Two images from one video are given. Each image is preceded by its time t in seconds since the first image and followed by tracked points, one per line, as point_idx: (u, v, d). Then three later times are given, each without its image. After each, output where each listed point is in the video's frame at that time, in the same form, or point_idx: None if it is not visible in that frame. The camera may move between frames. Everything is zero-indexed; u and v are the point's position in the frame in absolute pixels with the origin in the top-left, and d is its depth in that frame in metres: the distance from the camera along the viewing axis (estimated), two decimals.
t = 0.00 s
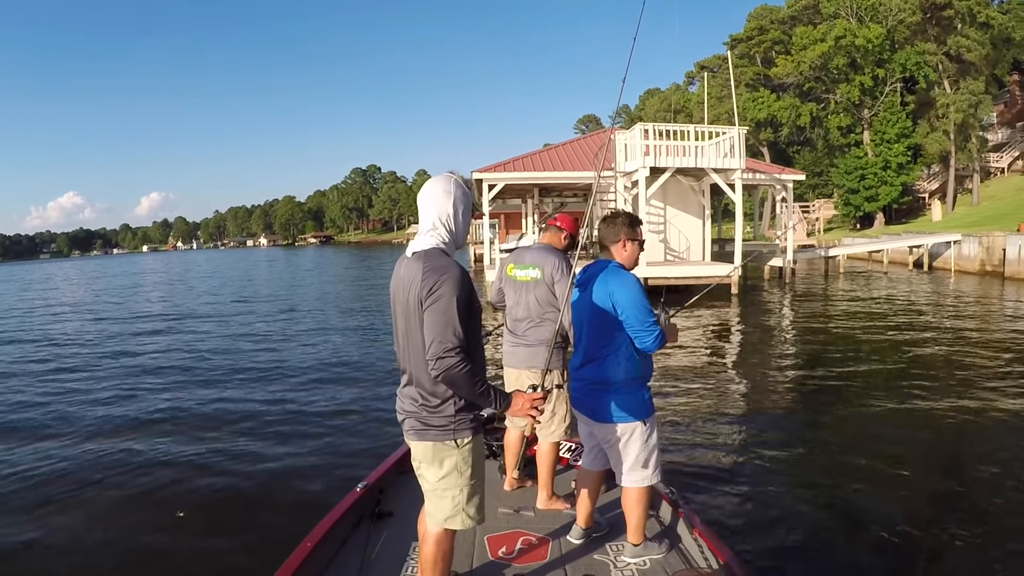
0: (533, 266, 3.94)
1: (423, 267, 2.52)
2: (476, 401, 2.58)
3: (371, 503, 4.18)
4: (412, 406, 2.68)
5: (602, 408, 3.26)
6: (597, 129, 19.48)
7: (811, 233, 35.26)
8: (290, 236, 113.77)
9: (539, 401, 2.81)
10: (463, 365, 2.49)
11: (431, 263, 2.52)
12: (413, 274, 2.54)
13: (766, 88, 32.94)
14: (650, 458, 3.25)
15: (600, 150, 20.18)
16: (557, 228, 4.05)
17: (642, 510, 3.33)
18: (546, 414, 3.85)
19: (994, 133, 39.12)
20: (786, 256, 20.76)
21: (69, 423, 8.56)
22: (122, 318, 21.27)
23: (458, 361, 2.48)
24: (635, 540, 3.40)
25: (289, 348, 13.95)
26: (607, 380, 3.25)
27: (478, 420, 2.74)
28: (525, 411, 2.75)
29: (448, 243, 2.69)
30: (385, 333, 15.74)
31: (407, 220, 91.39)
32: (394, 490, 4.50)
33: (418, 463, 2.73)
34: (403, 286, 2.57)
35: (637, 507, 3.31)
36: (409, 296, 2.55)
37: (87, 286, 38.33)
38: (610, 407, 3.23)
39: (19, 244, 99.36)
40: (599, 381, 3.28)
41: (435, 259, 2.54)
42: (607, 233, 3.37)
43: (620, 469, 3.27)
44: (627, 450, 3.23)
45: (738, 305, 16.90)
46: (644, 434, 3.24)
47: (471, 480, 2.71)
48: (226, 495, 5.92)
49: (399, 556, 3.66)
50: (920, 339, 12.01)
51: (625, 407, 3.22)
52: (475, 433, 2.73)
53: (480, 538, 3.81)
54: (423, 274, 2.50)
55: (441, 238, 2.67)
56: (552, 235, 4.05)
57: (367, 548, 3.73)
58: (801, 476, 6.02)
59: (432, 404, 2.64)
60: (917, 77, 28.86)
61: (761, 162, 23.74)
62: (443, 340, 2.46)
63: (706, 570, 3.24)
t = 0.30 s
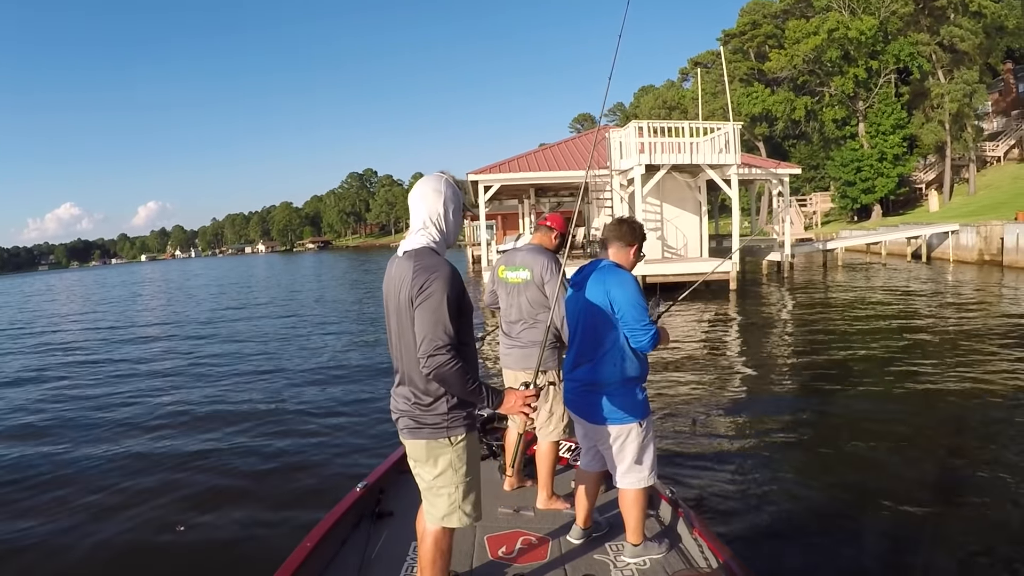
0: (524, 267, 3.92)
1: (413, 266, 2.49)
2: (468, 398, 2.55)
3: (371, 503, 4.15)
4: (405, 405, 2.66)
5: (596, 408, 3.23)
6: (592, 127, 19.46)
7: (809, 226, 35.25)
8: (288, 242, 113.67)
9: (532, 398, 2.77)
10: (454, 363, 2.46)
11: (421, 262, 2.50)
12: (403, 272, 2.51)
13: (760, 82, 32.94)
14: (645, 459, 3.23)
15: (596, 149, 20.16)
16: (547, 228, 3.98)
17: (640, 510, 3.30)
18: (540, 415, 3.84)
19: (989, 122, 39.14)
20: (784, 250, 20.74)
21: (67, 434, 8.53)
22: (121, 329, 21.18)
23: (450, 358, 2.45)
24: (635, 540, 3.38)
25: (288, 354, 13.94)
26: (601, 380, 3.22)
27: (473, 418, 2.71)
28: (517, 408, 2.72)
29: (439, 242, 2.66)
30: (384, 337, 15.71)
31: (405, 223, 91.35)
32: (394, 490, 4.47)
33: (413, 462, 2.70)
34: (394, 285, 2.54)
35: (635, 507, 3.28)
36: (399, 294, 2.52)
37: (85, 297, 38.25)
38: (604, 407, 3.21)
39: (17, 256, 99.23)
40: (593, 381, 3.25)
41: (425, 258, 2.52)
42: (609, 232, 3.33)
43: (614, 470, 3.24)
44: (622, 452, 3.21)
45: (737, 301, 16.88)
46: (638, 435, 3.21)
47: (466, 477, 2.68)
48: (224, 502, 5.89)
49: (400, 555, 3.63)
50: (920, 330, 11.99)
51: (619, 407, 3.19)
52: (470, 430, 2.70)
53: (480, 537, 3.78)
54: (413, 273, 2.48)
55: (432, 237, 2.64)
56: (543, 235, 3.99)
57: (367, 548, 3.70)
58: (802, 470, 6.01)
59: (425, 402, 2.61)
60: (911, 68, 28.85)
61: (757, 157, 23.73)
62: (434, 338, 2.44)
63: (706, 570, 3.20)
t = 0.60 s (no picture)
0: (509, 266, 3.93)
1: (412, 264, 2.46)
2: (466, 397, 2.51)
3: (371, 503, 4.10)
4: (403, 403, 2.62)
5: (601, 407, 3.19)
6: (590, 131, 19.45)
7: (806, 231, 35.27)
8: (286, 245, 113.52)
9: (529, 398, 2.73)
10: (451, 361, 2.41)
11: (420, 261, 2.46)
12: (402, 271, 2.47)
13: (758, 87, 33.01)
14: (648, 460, 3.20)
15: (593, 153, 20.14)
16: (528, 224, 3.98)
17: (641, 510, 3.26)
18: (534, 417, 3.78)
19: (987, 127, 39.21)
20: (782, 255, 20.71)
21: (60, 436, 8.46)
22: (118, 331, 21.07)
23: (447, 357, 2.41)
24: (635, 540, 3.33)
25: (285, 357, 13.88)
26: (606, 380, 3.19)
27: (470, 416, 2.66)
28: (515, 408, 2.67)
29: (438, 242, 2.62)
30: (380, 340, 15.66)
31: (403, 227, 91.28)
32: (394, 490, 4.42)
33: (411, 461, 2.66)
34: (392, 284, 2.50)
35: (637, 507, 3.24)
36: (398, 293, 2.49)
37: (83, 300, 38.13)
38: (609, 406, 3.17)
39: (14, 258, 98.93)
40: (598, 381, 3.22)
41: (424, 257, 2.48)
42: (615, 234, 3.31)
43: (616, 471, 3.20)
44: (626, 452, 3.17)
45: (735, 305, 16.85)
46: (643, 436, 3.19)
47: (464, 476, 2.63)
48: (217, 506, 5.83)
49: (400, 555, 3.57)
50: (918, 334, 11.97)
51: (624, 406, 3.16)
52: (467, 428, 2.65)
53: (480, 537, 3.73)
54: (412, 271, 2.44)
55: (431, 237, 2.60)
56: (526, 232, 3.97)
57: (367, 547, 3.65)
58: (800, 475, 5.97)
59: (422, 400, 2.57)
60: (909, 73, 28.90)
61: (754, 161, 23.75)
62: (432, 336, 2.39)
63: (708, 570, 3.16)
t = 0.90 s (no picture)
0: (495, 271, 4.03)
1: (420, 264, 2.42)
2: (467, 398, 2.47)
3: (371, 503, 4.05)
4: (403, 402, 2.57)
5: (609, 405, 3.21)
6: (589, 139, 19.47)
7: (802, 245, 35.38)
8: (281, 244, 113.21)
9: (532, 402, 2.67)
10: (455, 362, 2.38)
11: (427, 260, 2.43)
12: (408, 270, 2.44)
13: (757, 100, 33.15)
14: (654, 460, 3.21)
15: (592, 160, 20.14)
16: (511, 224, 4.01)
17: (643, 510, 3.26)
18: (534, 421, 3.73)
19: (984, 146, 39.48)
20: (777, 267, 20.76)
21: (49, 429, 8.37)
22: (111, 325, 20.91)
23: (451, 357, 2.37)
24: (635, 540, 3.31)
25: (277, 356, 13.79)
26: (615, 379, 3.20)
27: (470, 417, 2.63)
28: (516, 412, 2.61)
29: (446, 244, 2.59)
30: (374, 341, 15.61)
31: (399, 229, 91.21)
32: (394, 491, 4.37)
33: (409, 461, 2.62)
34: (399, 282, 2.47)
35: (638, 507, 3.25)
36: (404, 292, 2.45)
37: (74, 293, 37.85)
38: (618, 406, 3.18)
39: (6, 249, 98.30)
40: (607, 380, 3.22)
41: (432, 256, 2.45)
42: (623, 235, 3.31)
43: (623, 470, 3.21)
44: (631, 452, 3.19)
45: (730, 316, 16.87)
46: (650, 436, 3.21)
47: (464, 476, 2.59)
48: (208, 503, 5.77)
49: (399, 556, 3.53)
50: (912, 350, 12.01)
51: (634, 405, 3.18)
52: (467, 428, 2.61)
53: (480, 537, 3.67)
54: (419, 270, 2.41)
55: (439, 238, 2.57)
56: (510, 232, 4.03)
57: (367, 548, 3.61)
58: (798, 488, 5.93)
59: (423, 399, 2.53)
60: (908, 90, 29.06)
61: (752, 174, 23.84)
62: (437, 336, 2.36)
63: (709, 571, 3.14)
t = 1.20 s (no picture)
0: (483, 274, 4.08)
1: (422, 266, 2.41)
2: (466, 404, 2.46)
3: (371, 504, 4.03)
4: (403, 404, 2.56)
5: (610, 408, 3.21)
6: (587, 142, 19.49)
7: (796, 254, 35.53)
8: (275, 238, 112.86)
9: (528, 412, 2.66)
10: (453, 367, 2.36)
11: (430, 262, 2.41)
12: (410, 272, 2.43)
13: (756, 108, 33.29)
14: (656, 462, 3.21)
15: (590, 164, 20.15)
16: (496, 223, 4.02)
17: (643, 511, 3.26)
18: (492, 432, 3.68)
19: (980, 162, 39.73)
20: (772, 276, 20.84)
21: (41, 418, 8.31)
22: (103, 314, 20.76)
23: (450, 362, 2.36)
24: (635, 542, 3.32)
25: (270, 350, 13.75)
26: (619, 380, 3.20)
27: (471, 420, 2.61)
28: (512, 421, 2.61)
29: (449, 247, 2.57)
30: (368, 338, 15.58)
31: (394, 226, 91.08)
32: (394, 491, 4.35)
33: (410, 464, 2.61)
34: (401, 283, 2.46)
35: (639, 508, 3.24)
36: (405, 294, 2.44)
37: (65, 281, 37.60)
38: (621, 408, 3.19)
39: None
40: (611, 381, 3.23)
41: (434, 258, 2.43)
42: (630, 236, 3.30)
43: (625, 472, 3.22)
44: (633, 454, 3.20)
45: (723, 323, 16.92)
46: (653, 438, 3.21)
47: (465, 478, 2.59)
48: (202, 497, 5.75)
49: (399, 556, 3.52)
50: (904, 362, 12.09)
51: (637, 408, 3.18)
52: (467, 432, 2.60)
53: (479, 537, 3.66)
54: (421, 272, 2.39)
55: (441, 241, 2.56)
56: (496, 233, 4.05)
57: (366, 548, 3.60)
58: (793, 498, 5.95)
59: (421, 403, 2.52)
60: (907, 103, 29.22)
61: (749, 182, 23.90)
62: (436, 340, 2.34)
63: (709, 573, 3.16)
